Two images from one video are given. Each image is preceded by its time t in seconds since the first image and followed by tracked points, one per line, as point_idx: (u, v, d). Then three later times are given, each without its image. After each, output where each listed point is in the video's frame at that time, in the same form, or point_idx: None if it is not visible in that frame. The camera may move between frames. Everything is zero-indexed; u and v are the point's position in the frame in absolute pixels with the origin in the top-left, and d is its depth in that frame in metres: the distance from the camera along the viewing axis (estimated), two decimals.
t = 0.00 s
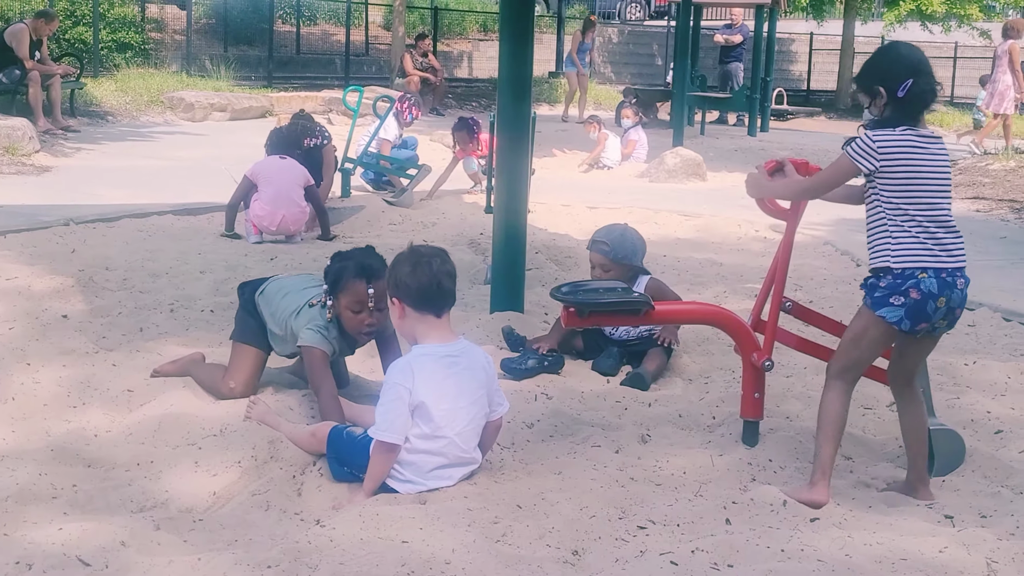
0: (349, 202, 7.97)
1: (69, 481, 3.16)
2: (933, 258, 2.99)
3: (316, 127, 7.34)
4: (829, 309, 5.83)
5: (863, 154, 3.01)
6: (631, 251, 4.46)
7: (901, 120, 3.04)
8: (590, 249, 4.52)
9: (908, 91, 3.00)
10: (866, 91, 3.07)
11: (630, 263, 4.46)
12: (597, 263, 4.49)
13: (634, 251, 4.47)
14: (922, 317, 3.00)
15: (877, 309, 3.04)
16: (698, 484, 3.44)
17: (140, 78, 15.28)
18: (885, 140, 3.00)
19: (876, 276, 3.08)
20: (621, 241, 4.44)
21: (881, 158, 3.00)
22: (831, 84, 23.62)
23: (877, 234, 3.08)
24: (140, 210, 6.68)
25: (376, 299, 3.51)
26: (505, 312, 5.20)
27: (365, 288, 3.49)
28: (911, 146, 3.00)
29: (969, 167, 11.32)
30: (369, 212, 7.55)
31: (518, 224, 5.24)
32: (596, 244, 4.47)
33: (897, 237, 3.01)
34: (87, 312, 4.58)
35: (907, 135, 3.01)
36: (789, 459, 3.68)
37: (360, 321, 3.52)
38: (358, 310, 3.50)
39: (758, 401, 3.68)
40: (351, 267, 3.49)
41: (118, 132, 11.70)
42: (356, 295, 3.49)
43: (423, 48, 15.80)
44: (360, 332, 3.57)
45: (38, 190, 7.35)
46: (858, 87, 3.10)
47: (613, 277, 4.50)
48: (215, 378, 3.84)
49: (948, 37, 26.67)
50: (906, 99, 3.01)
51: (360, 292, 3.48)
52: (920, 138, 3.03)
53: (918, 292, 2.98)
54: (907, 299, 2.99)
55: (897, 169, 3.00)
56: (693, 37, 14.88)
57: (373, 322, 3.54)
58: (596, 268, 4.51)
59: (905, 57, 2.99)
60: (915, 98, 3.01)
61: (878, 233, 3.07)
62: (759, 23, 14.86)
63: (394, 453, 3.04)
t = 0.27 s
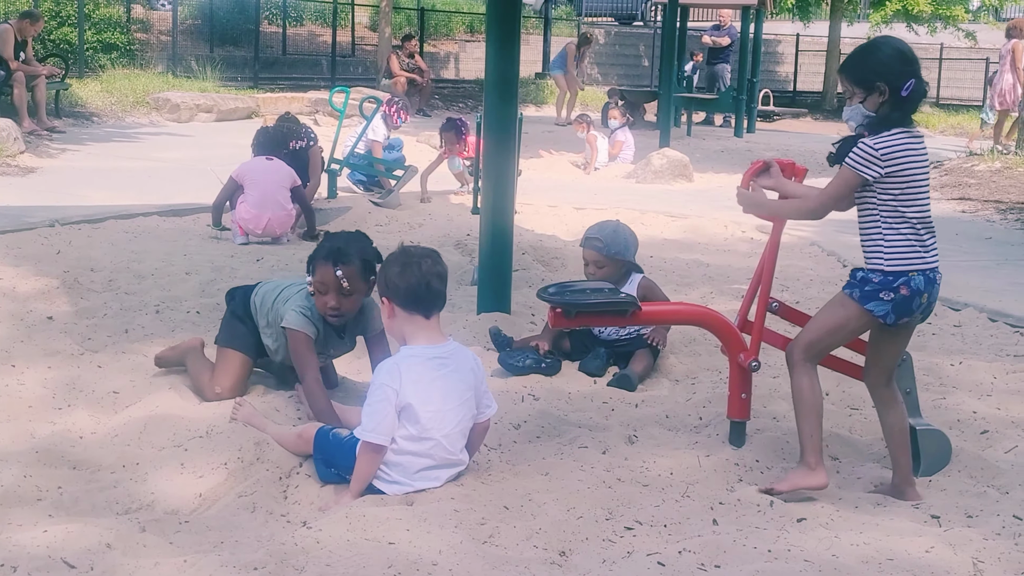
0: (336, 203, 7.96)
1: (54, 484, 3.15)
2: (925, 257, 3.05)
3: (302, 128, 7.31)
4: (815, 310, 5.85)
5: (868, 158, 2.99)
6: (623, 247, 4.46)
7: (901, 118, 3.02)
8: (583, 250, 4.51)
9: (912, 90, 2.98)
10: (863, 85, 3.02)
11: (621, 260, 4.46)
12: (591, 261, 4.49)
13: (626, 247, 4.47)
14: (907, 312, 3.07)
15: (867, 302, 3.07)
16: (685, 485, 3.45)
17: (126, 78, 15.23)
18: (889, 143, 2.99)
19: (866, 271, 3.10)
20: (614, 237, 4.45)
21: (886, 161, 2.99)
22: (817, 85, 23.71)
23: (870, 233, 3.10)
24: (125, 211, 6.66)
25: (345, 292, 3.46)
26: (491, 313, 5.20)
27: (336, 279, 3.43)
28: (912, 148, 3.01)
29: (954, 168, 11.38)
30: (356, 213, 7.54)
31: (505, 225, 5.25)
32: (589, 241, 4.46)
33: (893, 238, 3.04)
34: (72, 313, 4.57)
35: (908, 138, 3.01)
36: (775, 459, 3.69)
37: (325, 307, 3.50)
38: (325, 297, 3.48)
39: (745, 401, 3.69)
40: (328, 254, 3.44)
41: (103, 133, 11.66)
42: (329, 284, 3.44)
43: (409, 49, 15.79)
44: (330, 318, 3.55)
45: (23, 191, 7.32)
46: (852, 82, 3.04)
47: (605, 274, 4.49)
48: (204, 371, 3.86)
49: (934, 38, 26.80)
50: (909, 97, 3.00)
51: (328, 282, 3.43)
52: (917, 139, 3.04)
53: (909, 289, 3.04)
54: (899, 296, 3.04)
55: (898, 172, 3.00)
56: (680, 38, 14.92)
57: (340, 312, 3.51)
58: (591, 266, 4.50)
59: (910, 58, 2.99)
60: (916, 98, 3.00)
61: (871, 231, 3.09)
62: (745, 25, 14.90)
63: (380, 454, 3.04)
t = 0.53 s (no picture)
0: (322, 204, 7.95)
1: (37, 485, 3.14)
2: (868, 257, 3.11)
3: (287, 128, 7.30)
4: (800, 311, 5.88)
5: (798, 167, 3.01)
6: (623, 244, 4.48)
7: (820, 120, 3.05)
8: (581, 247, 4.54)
9: (830, 92, 3.01)
10: (780, 88, 3.03)
11: (620, 257, 4.48)
12: (590, 256, 4.52)
13: (626, 244, 4.49)
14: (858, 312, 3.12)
15: (823, 310, 3.08)
16: (670, 486, 3.46)
17: (110, 79, 15.16)
18: (817, 150, 3.01)
19: (813, 281, 3.11)
20: (615, 234, 4.47)
21: (817, 169, 3.01)
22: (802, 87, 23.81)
23: (811, 241, 3.12)
24: (109, 212, 6.63)
25: (297, 266, 3.58)
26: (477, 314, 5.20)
27: (289, 253, 3.56)
28: (838, 151, 3.04)
29: (938, 170, 11.45)
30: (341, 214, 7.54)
31: (490, 226, 5.25)
32: (590, 236, 4.48)
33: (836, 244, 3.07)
34: (56, 314, 4.55)
35: (833, 141, 3.04)
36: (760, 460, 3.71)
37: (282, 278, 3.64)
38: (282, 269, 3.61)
39: (730, 402, 3.71)
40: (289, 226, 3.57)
41: (88, 133, 11.61)
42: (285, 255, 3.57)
43: (395, 50, 15.79)
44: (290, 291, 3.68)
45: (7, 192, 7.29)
46: (770, 84, 3.05)
47: (604, 270, 4.51)
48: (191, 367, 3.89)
49: (918, 41, 26.97)
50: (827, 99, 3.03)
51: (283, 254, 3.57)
52: (840, 141, 3.08)
53: (858, 290, 3.09)
54: (851, 298, 3.08)
55: (831, 177, 3.03)
56: (665, 40, 14.95)
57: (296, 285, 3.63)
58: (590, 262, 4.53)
59: (829, 60, 3.00)
60: (835, 99, 3.03)
61: (813, 240, 3.11)
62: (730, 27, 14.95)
63: (366, 455, 3.04)
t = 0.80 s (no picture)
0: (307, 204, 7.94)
1: (20, 485, 3.13)
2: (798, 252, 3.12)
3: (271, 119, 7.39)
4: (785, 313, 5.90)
5: (716, 162, 3.02)
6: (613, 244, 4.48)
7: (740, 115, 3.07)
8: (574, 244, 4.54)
9: (749, 86, 3.03)
10: (702, 85, 3.07)
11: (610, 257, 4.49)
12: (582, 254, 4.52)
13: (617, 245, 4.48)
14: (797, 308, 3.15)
15: (765, 310, 3.09)
16: (655, 487, 3.48)
17: (95, 78, 15.10)
18: (733, 146, 3.03)
19: (748, 282, 3.13)
20: (608, 234, 4.45)
21: (732, 164, 3.02)
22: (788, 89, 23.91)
23: (739, 239, 3.13)
24: (94, 211, 6.61)
25: (261, 205, 3.77)
26: (462, 315, 5.21)
27: (252, 192, 3.77)
28: (756, 145, 3.05)
29: (923, 173, 11.51)
30: (327, 215, 7.53)
31: (476, 227, 5.26)
32: (582, 235, 4.48)
33: (762, 242, 3.08)
34: (39, 314, 4.53)
35: (751, 135, 3.05)
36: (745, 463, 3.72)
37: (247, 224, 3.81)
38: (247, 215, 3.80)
39: (714, 404, 3.73)
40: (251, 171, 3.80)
41: (72, 132, 11.57)
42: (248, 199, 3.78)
43: (381, 51, 15.80)
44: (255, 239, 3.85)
45: None
46: (692, 82, 3.09)
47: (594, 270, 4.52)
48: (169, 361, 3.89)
49: (903, 44, 27.11)
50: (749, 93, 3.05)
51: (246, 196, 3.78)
52: (760, 134, 3.08)
53: (795, 285, 3.12)
54: (788, 295, 3.10)
55: (749, 173, 3.04)
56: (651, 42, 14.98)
57: (261, 228, 3.81)
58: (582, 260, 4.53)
59: (748, 58, 3.05)
60: (754, 94, 3.05)
61: (741, 238, 3.13)
62: (716, 29, 14.99)
63: (350, 456, 3.04)
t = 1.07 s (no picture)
0: (293, 205, 7.93)
1: (3, 485, 3.12)
2: (702, 253, 3.12)
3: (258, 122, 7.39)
4: (769, 315, 5.93)
5: (623, 159, 3.10)
6: (599, 246, 4.48)
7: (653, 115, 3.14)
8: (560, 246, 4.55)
9: (659, 89, 3.08)
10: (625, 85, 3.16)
11: (597, 259, 4.49)
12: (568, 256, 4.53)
13: (603, 247, 4.48)
14: (703, 311, 3.14)
15: (665, 308, 3.11)
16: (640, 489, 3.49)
17: (79, 77, 15.04)
18: (640, 145, 3.10)
19: (651, 281, 3.17)
20: (593, 239, 4.45)
21: (634, 163, 3.09)
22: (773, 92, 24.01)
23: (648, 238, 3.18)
24: (78, 211, 6.59)
25: (212, 209, 3.84)
26: (447, 316, 5.21)
27: (201, 197, 3.83)
28: (664, 145, 3.11)
29: (907, 176, 11.58)
30: (312, 215, 7.53)
31: (461, 227, 5.26)
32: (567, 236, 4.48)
33: (663, 241, 3.12)
34: (23, 314, 4.52)
35: (660, 136, 3.12)
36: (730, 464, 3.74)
37: (199, 229, 3.88)
38: (198, 220, 3.86)
39: (699, 405, 3.75)
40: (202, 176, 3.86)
41: (56, 132, 11.52)
42: (198, 203, 3.84)
43: (367, 52, 15.80)
44: (207, 242, 3.91)
45: None
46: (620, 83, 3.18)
47: (580, 271, 4.53)
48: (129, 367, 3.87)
49: (888, 48, 27.26)
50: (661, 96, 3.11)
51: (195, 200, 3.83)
52: (674, 135, 3.13)
53: (696, 287, 3.11)
54: (690, 295, 3.10)
55: (654, 171, 3.10)
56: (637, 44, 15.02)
57: (212, 232, 3.88)
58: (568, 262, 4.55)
59: (669, 60, 3.09)
60: (666, 96, 3.10)
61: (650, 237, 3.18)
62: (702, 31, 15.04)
63: (334, 456, 3.04)
